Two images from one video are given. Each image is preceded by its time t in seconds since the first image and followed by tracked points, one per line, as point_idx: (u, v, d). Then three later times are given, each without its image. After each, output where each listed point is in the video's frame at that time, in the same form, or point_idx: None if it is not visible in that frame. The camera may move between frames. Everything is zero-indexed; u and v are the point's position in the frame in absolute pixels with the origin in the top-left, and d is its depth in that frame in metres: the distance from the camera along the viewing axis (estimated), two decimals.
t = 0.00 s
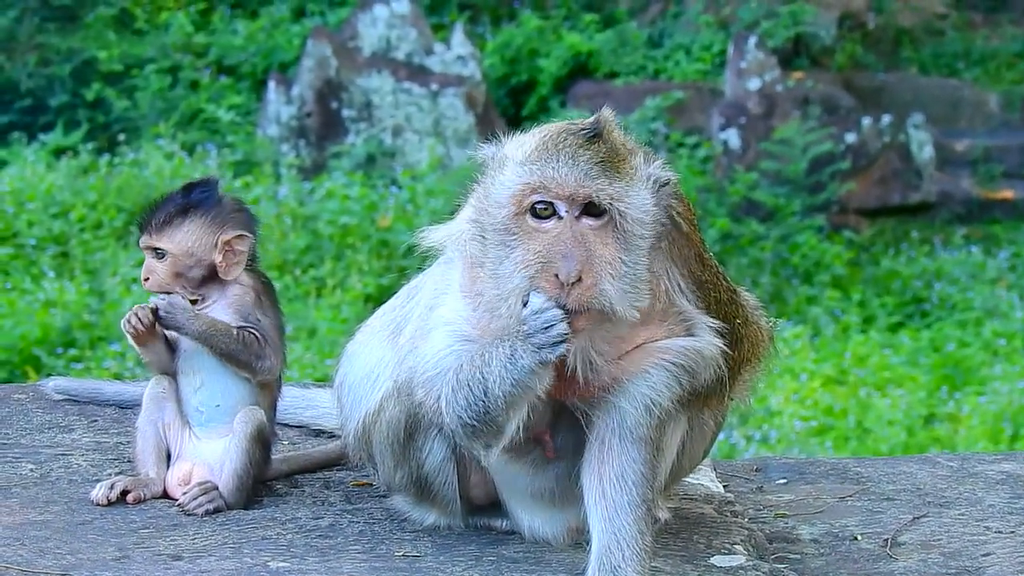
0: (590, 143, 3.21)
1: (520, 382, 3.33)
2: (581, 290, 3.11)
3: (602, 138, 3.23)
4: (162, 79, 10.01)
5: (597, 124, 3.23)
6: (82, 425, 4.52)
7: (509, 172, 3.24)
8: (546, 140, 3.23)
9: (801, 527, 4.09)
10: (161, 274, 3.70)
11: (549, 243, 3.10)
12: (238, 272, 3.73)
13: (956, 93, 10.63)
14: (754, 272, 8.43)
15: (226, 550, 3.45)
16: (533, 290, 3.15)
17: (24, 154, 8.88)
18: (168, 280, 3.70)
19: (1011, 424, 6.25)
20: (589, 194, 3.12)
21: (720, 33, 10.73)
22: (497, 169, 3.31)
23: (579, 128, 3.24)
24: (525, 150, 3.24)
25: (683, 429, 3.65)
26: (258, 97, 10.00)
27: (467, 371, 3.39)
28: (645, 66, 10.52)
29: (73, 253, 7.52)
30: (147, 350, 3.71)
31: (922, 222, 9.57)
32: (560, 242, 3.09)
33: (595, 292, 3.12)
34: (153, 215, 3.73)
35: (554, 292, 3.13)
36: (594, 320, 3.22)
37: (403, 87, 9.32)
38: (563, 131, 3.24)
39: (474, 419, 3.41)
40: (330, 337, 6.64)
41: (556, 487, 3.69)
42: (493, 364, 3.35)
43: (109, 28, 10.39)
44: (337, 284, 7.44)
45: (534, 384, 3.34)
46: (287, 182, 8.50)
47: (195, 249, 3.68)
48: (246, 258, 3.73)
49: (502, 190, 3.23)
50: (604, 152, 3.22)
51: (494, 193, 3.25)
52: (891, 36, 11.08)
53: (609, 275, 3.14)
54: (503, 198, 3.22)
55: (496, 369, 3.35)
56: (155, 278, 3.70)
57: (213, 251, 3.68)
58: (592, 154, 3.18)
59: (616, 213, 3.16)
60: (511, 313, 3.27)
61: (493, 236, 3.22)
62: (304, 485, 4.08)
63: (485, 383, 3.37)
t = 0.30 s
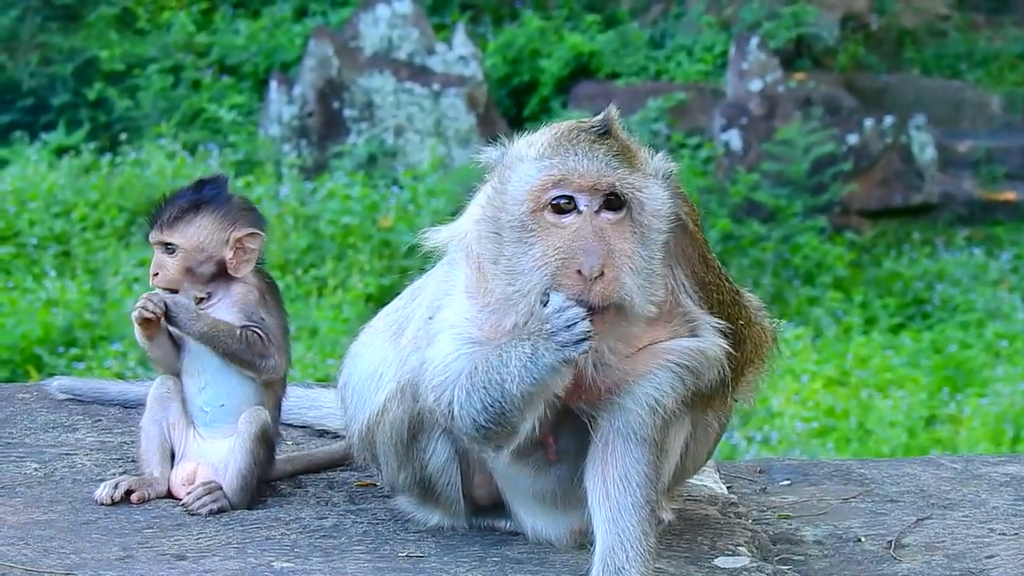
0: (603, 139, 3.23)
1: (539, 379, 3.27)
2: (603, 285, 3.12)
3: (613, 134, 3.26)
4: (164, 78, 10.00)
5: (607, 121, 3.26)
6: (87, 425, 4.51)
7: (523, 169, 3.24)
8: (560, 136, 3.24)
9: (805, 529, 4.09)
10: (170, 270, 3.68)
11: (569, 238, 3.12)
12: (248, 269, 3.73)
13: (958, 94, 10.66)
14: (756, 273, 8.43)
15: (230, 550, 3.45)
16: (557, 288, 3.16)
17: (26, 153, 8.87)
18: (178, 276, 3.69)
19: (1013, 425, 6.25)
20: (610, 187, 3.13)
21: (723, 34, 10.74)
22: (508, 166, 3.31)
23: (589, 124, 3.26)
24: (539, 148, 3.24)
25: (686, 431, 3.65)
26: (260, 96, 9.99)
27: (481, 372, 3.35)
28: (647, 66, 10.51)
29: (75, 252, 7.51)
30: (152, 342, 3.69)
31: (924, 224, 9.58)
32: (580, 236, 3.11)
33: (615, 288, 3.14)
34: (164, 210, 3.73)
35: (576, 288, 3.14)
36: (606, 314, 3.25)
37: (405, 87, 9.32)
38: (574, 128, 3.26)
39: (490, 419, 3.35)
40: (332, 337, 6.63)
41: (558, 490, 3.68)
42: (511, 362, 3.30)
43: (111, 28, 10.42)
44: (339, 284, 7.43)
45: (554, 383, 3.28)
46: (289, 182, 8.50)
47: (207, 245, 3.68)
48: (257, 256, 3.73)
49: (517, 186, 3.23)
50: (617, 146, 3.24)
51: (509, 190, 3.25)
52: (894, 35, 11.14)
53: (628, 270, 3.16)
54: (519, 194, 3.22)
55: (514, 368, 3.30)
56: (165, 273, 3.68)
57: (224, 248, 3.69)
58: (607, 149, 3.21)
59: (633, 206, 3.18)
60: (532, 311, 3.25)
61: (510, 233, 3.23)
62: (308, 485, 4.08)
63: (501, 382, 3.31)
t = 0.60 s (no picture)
0: (628, 135, 3.23)
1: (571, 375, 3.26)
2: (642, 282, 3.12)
3: (635, 129, 3.26)
4: (170, 76, 10.01)
5: (627, 117, 3.26)
6: (95, 422, 4.51)
7: (552, 168, 3.21)
8: (584, 133, 3.22)
9: (813, 529, 4.08)
10: (183, 276, 3.69)
11: (607, 237, 3.11)
12: (260, 265, 3.74)
13: (965, 95, 10.67)
14: (761, 273, 8.43)
15: (238, 548, 3.44)
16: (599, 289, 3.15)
17: (32, 151, 8.87)
18: (191, 281, 3.69)
19: (1018, 426, 6.24)
20: (647, 185, 3.12)
21: (729, 33, 10.74)
22: (534, 166, 3.28)
23: (611, 119, 3.26)
24: (564, 147, 3.23)
25: (694, 431, 3.65)
26: (266, 95, 9.99)
27: (505, 372, 3.34)
28: (653, 65, 10.51)
29: (81, 250, 7.52)
30: (165, 345, 3.74)
31: (929, 224, 9.58)
32: (618, 234, 3.10)
33: (653, 285, 3.14)
34: (169, 214, 3.70)
35: (616, 287, 3.13)
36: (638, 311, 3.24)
37: (411, 86, 9.34)
38: (598, 124, 3.25)
39: (517, 420, 3.35)
40: (337, 336, 6.62)
41: (566, 489, 3.68)
42: (542, 361, 3.29)
43: (117, 26, 10.50)
44: (344, 282, 7.42)
45: (586, 382, 3.27)
46: (295, 180, 8.51)
47: (217, 247, 3.67)
48: (267, 251, 3.74)
49: (547, 186, 3.20)
50: (643, 142, 3.24)
51: (539, 188, 3.22)
52: (900, 35, 11.15)
53: (663, 266, 3.16)
54: (551, 193, 3.19)
55: (546, 366, 3.28)
56: (178, 280, 3.69)
57: (235, 247, 3.68)
58: (636, 145, 3.20)
59: (666, 203, 3.18)
60: (565, 312, 3.27)
61: (542, 233, 3.21)
62: (317, 484, 4.08)
63: (529, 381, 3.30)
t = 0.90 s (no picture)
0: (651, 138, 3.23)
1: (595, 374, 3.26)
2: (666, 284, 3.14)
3: (656, 133, 3.28)
4: (184, 75, 10.04)
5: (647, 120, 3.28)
6: (113, 420, 4.52)
7: (576, 170, 3.22)
8: (608, 135, 3.23)
9: (831, 528, 4.08)
10: (207, 274, 3.70)
11: (631, 239, 3.12)
12: (281, 258, 3.75)
13: (979, 95, 10.68)
14: (775, 273, 8.43)
15: (256, 545, 3.45)
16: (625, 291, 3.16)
17: (47, 149, 8.89)
18: (215, 278, 3.70)
19: None
20: (672, 190, 3.13)
21: (743, 33, 10.74)
22: (558, 167, 3.28)
23: (633, 122, 3.27)
24: (589, 149, 3.23)
25: (712, 430, 3.65)
26: (280, 94, 10.01)
27: (529, 374, 3.34)
28: (667, 65, 10.52)
29: (95, 248, 7.54)
30: (184, 343, 3.75)
31: (943, 224, 9.58)
32: (643, 236, 3.11)
33: (676, 287, 3.16)
34: (188, 214, 3.71)
35: (639, 287, 3.15)
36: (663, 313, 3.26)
37: (425, 85, 9.35)
38: (621, 126, 3.26)
39: (540, 421, 3.35)
40: (351, 335, 6.63)
41: (584, 487, 3.68)
42: (567, 362, 3.29)
43: (132, 25, 10.56)
44: (358, 281, 7.43)
45: (611, 381, 3.29)
46: (308, 179, 8.52)
47: (238, 243, 3.69)
48: (288, 244, 3.75)
49: (571, 189, 3.21)
50: (666, 145, 3.24)
51: (566, 190, 3.23)
52: (916, 35, 11.17)
53: (687, 266, 3.19)
54: (576, 196, 3.20)
55: (570, 367, 3.29)
56: (202, 278, 3.70)
57: (255, 242, 3.70)
58: (659, 148, 3.21)
59: (689, 206, 3.19)
60: (589, 312, 3.27)
61: (566, 233, 3.22)
62: (334, 482, 4.08)
63: (553, 382, 3.30)
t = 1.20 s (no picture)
0: (688, 161, 3.15)
1: (612, 402, 3.30)
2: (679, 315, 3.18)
3: (695, 149, 3.18)
4: (207, 73, 10.07)
5: (688, 135, 3.18)
6: (141, 417, 4.54)
7: (607, 189, 3.18)
8: (644, 153, 3.15)
9: (860, 524, 4.07)
10: (236, 264, 3.71)
11: (648, 269, 3.15)
12: (312, 255, 3.76)
13: (1004, 92, 10.64)
14: (799, 270, 8.42)
15: (286, 542, 3.46)
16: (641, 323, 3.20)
17: (70, 148, 8.93)
18: (243, 269, 3.72)
19: None
20: (697, 232, 3.10)
21: (767, 30, 10.72)
22: (589, 177, 3.24)
23: (673, 138, 3.18)
24: (623, 167, 3.17)
25: (741, 429, 3.65)
26: (304, 92, 10.03)
27: (545, 387, 3.37)
28: (690, 62, 10.52)
29: (119, 246, 7.57)
30: (214, 340, 3.76)
31: (967, 222, 9.56)
32: (660, 266, 3.15)
33: (690, 318, 3.20)
34: (223, 204, 3.75)
35: (654, 319, 3.18)
36: (684, 341, 3.30)
37: (449, 82, 9.36)
38: (659, 142, 3.17)
39: (548, 430, 3.41)
40: (375, 332, 6.64)
41: (614, 483, 3.67)
42: (583, 389, 3.32)
43: (155, 23, 10.62)
44: (382, 279, 7.44)
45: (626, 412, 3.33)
46: (332, 177, 8.54)
47: (270, 236, 3.71)
48: (320, 241, 3.76)
49: (599, 208, 3.19)
50: (702, 170, 3.16)
51: (594, 210, 3.20)
52: (939, 32, 11.16)
53: (703, 296, 3.21)
54: (602, 218, 3.18)
55: (585, 390, 3.32)
56: (231, 268, 3.72)
57: (287, 237, 3.72)
58: (693, 177, 3.14)
59: (718, 242, 3.16)
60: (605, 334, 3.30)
61: (589, 254, 3.22)
62: (362, 479, 4.09)
63: (568, 401, 3.34)
